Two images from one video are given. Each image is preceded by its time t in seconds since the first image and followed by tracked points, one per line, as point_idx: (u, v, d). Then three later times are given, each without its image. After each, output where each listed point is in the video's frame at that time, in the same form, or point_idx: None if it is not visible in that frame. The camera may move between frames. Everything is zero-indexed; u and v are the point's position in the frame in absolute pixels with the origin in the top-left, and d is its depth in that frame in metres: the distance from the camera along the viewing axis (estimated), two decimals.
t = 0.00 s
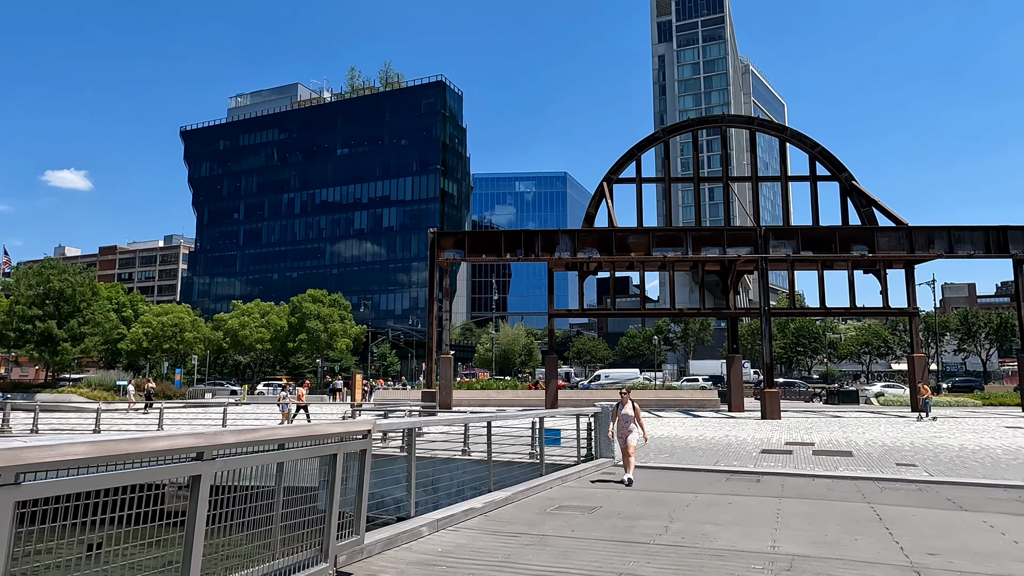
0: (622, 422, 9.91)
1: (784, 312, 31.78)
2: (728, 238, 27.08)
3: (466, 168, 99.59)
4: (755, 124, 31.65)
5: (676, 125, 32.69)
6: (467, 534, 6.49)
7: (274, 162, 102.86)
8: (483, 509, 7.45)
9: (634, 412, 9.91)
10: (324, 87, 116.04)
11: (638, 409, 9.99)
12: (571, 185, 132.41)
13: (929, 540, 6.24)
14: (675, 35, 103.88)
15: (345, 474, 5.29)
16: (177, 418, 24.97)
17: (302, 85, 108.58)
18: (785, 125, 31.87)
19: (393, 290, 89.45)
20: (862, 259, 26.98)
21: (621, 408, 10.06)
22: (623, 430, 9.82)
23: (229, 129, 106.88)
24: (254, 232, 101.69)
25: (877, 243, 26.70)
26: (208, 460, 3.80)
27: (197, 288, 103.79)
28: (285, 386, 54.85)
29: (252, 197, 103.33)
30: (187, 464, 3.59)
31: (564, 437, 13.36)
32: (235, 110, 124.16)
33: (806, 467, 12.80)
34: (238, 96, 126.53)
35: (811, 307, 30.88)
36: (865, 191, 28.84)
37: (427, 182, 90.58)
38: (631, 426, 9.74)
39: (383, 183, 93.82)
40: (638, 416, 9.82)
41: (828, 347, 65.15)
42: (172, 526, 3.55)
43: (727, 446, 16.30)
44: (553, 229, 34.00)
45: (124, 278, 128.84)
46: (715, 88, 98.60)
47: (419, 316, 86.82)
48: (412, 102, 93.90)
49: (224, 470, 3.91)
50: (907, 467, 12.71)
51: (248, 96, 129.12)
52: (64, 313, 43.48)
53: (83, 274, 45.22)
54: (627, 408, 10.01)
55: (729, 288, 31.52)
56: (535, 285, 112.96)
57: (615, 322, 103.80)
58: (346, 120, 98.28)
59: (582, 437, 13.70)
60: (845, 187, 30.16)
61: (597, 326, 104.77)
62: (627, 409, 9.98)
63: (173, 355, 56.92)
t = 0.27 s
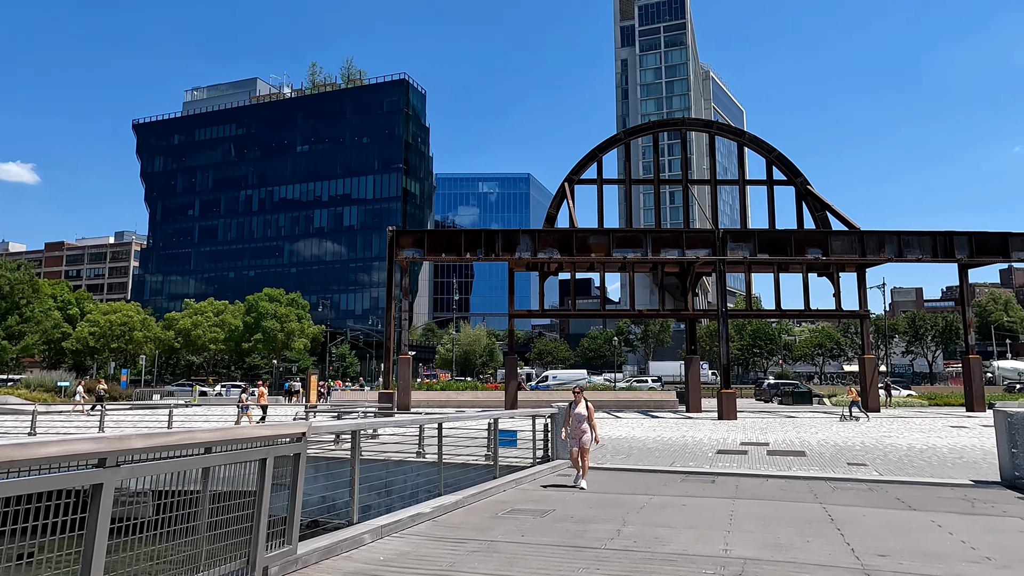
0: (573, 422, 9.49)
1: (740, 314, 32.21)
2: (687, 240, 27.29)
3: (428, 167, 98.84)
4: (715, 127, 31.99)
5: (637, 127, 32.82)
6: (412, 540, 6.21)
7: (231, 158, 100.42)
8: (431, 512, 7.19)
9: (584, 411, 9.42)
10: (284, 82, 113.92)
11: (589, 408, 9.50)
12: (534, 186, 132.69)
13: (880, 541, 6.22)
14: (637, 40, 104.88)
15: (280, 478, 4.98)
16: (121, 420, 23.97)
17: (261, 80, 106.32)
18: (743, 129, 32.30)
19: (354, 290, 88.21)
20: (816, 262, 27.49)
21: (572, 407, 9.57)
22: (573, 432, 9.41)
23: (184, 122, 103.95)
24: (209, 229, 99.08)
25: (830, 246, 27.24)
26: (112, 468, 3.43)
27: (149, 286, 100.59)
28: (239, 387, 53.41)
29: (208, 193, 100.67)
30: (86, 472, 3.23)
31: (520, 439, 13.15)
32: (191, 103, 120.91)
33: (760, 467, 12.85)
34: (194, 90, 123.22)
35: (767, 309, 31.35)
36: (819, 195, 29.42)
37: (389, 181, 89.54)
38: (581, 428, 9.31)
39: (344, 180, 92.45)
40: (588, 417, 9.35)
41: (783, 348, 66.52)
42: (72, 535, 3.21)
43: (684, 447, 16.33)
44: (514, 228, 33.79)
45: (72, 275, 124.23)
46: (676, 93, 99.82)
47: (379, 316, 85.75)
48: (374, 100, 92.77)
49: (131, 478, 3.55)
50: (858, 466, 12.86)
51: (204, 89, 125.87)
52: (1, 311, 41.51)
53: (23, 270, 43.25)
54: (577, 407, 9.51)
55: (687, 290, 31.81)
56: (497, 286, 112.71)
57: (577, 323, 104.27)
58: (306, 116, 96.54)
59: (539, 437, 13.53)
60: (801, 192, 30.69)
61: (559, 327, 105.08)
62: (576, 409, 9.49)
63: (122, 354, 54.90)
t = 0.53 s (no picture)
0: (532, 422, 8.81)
1: (704, 313, 32.47)
2: (652, 239, 27.35)
3: (395, 164, 97.84)
4: (680, 127, 32.12)
5: (604, 126, 32.82)
6: (360, 547, 5.92)
7: (191, 150, 97.90)
8: (383, 518, 6.91)
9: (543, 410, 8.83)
10: (247, 74, 111.53)
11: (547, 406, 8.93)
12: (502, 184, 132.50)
13: (839, 542, 6.15)
14: (606, 40, 105.42)
15: (212, 484, 4.61)
16: (68, 420, 23.06)
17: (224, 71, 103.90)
18: (708, 130, 32.53)
19: (318, 287, 86.87)
20: (778, 261, 27.82)
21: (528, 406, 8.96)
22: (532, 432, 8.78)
23: (142, 113, 101.00)
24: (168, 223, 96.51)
25: (792, 246, 27.61)
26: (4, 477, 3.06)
27: (104, 282, 97.52)
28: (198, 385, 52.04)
29: (167, 186, 98.01)
30: None
31: (481, 439, 12.90)
32: (150, 93, 117.56)
33: (722, 465, 12.85)
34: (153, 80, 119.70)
35: (730, 309, 31.66)
36: (781, 196, 29.82)
37: (355, 176, 88.40)
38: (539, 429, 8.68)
39: (308, 176, 90.93)
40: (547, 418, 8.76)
41: (745, 347, 67.58)
42: None
43: (647, 445, 16.29)
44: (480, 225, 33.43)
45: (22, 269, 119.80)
46: (644, 94, 100.65)
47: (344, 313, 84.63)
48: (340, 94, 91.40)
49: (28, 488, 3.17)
50: (817, 464, 12.94)
51: (164, 80, 122.48)
52: None
53: None
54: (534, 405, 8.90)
55: (652, 289, 31.96)
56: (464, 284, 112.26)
57: (544, 322, 104.56)
58: (270, 110, 94.66)
59: (500, 437, 13.30)
60: (764, 193, 31.06)
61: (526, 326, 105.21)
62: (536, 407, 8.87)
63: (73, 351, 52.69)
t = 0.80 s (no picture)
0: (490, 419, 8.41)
1: (673, 312, 32.61)
2: (621, 238, 27.34)
3: (366, 161, 96.82)
4: (650, 126, 32.19)
5: (574, 124, 32.76)
6: (309, 550, 5.62)
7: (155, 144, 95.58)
8: (336, 520, 6.63)
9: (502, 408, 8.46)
10: (214, 67, 109.34)
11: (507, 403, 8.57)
12: (473, 183, 132.12)
13: (803, 540, 6.04)
14: (578, 41, 105.75)
15: (141, 485, 4.25)
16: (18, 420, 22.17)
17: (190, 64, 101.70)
18: (678, 130, 32.69)
19: (285, 285, 85.52)
20: (745, 261, 28.06)
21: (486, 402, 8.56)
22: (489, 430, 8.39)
23: (104, 105, 98.31)
24: (130, 218, 94.06)
25: (759, 246, 27.85)
26: None
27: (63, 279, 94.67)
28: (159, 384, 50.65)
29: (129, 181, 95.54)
30: None
31: (445, 438, 12.65)
32: (112, 85, 114.55)
33: (687, 464, 12.79)
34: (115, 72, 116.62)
35: (698, 308, 31.86)
36: (748, 197, 30.10)
37: (324, 173, 87.21)
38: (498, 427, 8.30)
39: (276, 172, 89.43)
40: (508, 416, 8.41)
41: (713, 347, 68.23)
42: None
43: (614, 444, 16.19)
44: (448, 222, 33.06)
45: None
46: (615, 95, 101.19)
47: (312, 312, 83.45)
48: (310, 90, 90.08)
49: None
50: (782, 462, 12.95)
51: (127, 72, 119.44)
52: None
53: None
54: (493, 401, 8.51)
55: (621, 288, 32.01)
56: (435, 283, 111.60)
57: (515, 322, 104.46)
58: (237, 104, 92.89)
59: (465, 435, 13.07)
60: (732, 193, 31.32)
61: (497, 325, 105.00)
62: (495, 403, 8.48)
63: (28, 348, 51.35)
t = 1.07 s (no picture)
0: (453, 419, 8.00)
1: (647, 310, 32.59)
2: (596, 234, 27.20)
3: (340, 156, 95.63)
4: (626, 123, 32.09)
5: (550, 120, 32.57)
6: (260, 556, 5.31)
7: (123, 136, 93.37)
8: (291, 522, 6.34)
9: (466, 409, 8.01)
10: (185, 59, 107.18)
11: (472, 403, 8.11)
12: (450, 180, 131.39)
13: (774, 540, 5.90)
14: (555, 38, 105.62)
15: (65, 489, 3.91)
16: None
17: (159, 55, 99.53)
18: (653, 127, 32.66)
19: (257, 281, 84.21)
20: (719, 259, 28.13)
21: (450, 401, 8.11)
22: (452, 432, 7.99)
23: (70, 95, 95.78)
24: (97, 212, 91.79)
25: (732, 244, 27.93)
26: None
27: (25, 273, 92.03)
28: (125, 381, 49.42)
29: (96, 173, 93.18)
30: None
31: (415, 436, 12.38)
32: (79, 76, 111.73)
33: (660, 461, 12.65)
34: (82, 62, 113.66)
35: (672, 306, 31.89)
36: (722, 195, 30.21)
37: (297, 168, 85.97)
38: (461, 430, 7.89)
39: (248, 166, 87.95)
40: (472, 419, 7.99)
41: (687, 345, 68.61)
42: None
43: (586, 442, 16.02)
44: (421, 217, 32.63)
45: None
46: (592, 93, 101.29)
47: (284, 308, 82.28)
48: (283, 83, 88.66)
49: None
50: (754, 459, 12.88)
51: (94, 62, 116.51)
52: None
53: None
54: (457, 401, 8.05)
55: (596, 285, 31.91)
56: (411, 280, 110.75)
57: (490, 319, 104.13)
58: (208, 97, 91.11)
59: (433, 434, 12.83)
60: (706, 191, 31.40)
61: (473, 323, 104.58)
62: (459, 404, 8.03)
63: None
